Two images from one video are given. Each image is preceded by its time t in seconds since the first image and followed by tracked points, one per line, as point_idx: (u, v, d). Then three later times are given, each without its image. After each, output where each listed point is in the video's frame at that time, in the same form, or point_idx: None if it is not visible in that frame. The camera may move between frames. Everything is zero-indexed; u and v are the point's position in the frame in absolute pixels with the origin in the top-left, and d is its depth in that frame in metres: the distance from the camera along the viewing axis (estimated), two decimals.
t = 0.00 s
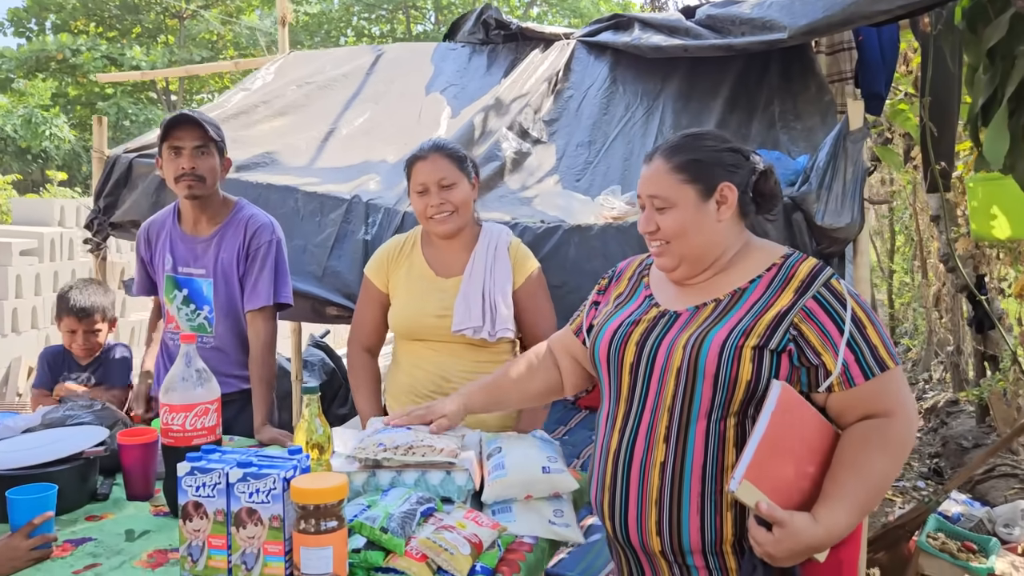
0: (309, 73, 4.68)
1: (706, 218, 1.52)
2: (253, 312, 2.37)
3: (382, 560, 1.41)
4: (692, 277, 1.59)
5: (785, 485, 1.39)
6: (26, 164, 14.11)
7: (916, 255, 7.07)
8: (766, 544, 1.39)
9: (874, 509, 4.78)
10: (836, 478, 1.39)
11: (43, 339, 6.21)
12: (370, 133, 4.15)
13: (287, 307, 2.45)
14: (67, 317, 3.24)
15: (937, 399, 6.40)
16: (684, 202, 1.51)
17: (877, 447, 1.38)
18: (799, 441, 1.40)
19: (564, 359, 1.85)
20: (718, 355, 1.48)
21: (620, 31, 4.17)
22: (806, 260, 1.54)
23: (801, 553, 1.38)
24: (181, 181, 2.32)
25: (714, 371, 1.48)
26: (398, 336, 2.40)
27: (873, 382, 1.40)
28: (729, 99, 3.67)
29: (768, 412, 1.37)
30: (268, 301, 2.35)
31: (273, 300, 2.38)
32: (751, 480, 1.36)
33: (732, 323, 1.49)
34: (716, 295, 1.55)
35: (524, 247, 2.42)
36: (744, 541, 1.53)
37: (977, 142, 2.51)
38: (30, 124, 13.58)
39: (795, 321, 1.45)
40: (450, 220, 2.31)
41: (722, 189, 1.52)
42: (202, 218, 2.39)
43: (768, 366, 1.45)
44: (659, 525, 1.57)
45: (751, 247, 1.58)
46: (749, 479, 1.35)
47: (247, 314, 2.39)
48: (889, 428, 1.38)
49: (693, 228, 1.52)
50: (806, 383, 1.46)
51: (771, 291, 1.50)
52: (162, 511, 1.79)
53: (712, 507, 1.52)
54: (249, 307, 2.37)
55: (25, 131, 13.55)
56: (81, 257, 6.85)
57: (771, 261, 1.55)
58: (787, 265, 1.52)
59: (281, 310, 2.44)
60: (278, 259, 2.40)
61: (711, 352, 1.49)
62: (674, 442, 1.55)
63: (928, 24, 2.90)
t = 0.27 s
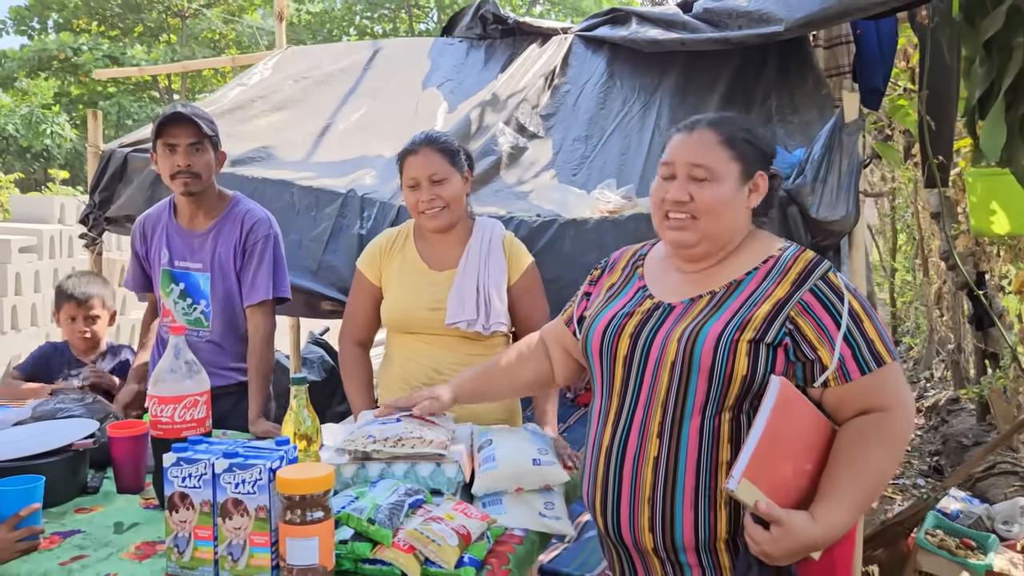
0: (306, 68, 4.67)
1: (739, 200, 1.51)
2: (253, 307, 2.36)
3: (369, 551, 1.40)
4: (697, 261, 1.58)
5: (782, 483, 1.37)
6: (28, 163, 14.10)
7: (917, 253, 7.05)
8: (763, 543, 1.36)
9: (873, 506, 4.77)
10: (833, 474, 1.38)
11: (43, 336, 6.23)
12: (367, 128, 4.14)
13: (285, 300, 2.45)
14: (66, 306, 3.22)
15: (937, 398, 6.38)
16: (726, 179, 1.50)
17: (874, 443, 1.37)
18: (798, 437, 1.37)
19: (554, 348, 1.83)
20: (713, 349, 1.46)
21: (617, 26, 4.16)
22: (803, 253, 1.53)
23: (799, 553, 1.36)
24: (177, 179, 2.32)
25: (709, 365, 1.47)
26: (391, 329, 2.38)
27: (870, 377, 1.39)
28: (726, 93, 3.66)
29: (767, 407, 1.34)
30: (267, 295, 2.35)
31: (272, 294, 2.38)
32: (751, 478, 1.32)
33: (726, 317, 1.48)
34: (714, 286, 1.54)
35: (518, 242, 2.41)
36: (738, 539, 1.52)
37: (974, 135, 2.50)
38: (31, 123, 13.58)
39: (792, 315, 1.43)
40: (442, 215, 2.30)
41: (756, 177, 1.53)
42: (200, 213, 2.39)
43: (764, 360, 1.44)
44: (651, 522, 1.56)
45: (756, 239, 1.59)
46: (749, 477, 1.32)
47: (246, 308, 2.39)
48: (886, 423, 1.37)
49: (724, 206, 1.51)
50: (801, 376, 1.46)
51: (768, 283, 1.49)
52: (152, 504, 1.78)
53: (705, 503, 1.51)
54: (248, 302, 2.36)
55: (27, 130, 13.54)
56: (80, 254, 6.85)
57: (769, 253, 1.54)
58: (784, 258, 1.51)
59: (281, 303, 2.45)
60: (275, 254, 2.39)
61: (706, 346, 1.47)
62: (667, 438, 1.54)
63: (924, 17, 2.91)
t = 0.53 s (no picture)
0: (305, 66, 4.68)
1: (764, 209, 1.51)
2: (269, 304, 2.41)
3: (361, 548, 1.41)
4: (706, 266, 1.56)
5: (813, 484, 1.29)
6: (31, 162, 14.10)
7: (917, 250, 7.04)
8: (792, 547, 1.27)
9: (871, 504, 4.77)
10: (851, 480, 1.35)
11: (45, 335, 6.25)
12: (365, 126, 4.15)
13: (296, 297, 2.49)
14: (65, 303, 3.18)
15: (937, 396, 6.38)
16: (756, 188, 1.48)
17: (893, 452, 1.35)
18: (828, 438, 1.31)
19: (558, 346, 1.83)
20: (724, 355, 1.44)
21: (615, 24, 4.16)
22: (814, 261, 1.52)
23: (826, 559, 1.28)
24: (182, 172, 2.33)
25: (718, 370, 1.45)
26: (387, 328, 2.39)
27: (882, 387, 1.38)
28: (724, 91, 3.67)
29: (808, 403, 1.27)
30: (282, 292, 2.39)
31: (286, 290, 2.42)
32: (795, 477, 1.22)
33: (738, 323, 1.46)
34: (723, 291, 1.53)
35: (516, 242, 2.42)
36: (738, 543, 1.53)
37: (969, 133, 2.49)
38: (34, 121, 13.60)
39: (806, 323, 1.42)
40: (439, 213, 2.30)
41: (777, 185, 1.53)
42: (206, 211, 2.40)
43: (775, 367, 1.42)
44: (651, 527, 1.56)
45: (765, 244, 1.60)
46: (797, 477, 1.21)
47: (261, 307, 2.43)
48: (904, 432, 1.36)
49: (752, 214, 1.49)
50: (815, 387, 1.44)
51: (780, 290, 1.47)
52: (147, 502, 1.79)
53: (707, 509, 1.51)
54: (262, 300, 2.40)
55: (29, 129, 13.56)
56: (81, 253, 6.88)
57: (778, 260, 1.53)
58: (796, 264, 1.50)
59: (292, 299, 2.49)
60: (285, 251, 2.43)
61: (716, 352, 1.45)
62: (670, 442, 1.53)
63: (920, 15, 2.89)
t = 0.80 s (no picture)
0: (305, 67, 4.69)
1: (784, 213, 1.51)
2: (279, 308, 2.42)
3: (362, 549, 1.42)
4: (727, 268, 1.56)
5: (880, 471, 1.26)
6: (32, 160, 14.07)
7: (917, 250, 7.06)
8: (855, 526, 1.22)
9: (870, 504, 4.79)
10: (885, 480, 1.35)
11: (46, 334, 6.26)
12: (366, 127, 4.17)
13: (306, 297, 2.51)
14: (64, 308, 3.17)
15: (937, 395, 6.39)
16: (779, 189, 1.49)
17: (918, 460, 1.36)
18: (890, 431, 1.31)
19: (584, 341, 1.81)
20: (738, 369, 1.44)
21: (615, 25, 4.17)
22: (830, 274, 1.53)
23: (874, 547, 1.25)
24: (197, 178, 2.34)
25: (732, 383, 1.45)
26: (393, 329, 2.42)
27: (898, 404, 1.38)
28: (723, 93, 3.69)
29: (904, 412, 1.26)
30: (293, 294, 2.41)
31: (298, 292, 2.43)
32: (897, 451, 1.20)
33: (752, 337, 1.46)
34: (742, 300, 1.52)
35: (520, 244, 2.44)
36: (747, 554, 1.54)
37: (967, 134, 2.48)
38: (36, 120, 13.61)
39: (821, 339, 1.42)
40: (447, 216, 2.33)
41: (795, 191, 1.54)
42: (221, 214, 2.41)
43: (788, 383, 1.43)
44: (660, 537, 1.57)
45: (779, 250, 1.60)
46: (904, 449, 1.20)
47: (271, 308, 2.44)
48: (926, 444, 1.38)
49: (774, 216, 1.49)
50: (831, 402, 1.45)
51: (796, 304, 1.48)
52: (149, 502, 1.80)
53: (717, 521, 1.52)
54: (273, 300, 2.42)
55: (31, 127, 13.57)
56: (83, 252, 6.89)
57: (794, 271, 1.53)
58: (811, 278, 1.51)
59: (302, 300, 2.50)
60: (297, 252, 2.44)
61: (730, 365, 1.45)
62: (681, 454, 1.54)
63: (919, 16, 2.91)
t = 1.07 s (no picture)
0: (306, 68, 4.71)
1: (793, 226, 1.51)
2: (277, 309, 2.43)
3: (364, 549, 1.44)
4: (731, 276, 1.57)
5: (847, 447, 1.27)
6: (31, 160, 14.06)
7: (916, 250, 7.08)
8: (811, 491, 1.25)
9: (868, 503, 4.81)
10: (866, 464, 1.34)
11: (47, 334, 6.27)
12: (366, 128, 4.18)
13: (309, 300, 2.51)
14: (64, 316, 3.14)
15: (935, 395, 6.42)
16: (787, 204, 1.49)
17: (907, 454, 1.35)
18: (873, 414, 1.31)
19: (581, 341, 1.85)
20: (744, 375, 1.46)
21: (615, 26, 4.19)
22: (833, 280, 1.54)
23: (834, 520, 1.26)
24: (208, 180, 2.36)
25: (738, 389, 1.47)
26: (401, 329, 2.44)
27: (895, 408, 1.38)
28: (722, 94, 3.70)
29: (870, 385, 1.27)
30: (297, 296, 2.41)
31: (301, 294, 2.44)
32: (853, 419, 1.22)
33: (757, 343, 1.47)
34: (741, 307, 1.54)
35: (529, 246, 2.44)
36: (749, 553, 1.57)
37: (965, 137, 2.48)
38: (36, 118, 13.62)
39: (825, 346, 1.43)
40: (457, 219, 2.33)
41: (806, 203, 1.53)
42: (230, 216, 2.42)
43: (793, 389, 1.44)
44: (664, 538, 1.58)
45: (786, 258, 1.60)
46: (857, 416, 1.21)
47: (272, 310, 2.44)
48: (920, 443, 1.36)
49: (782, 230, 1.49)
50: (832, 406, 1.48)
51: (799, 311, 1.49)
52: (153, 502, 1.82)
53: (721, 522, 1.55)
54: (275, 302, 2.42)
55: (30, 126, 13.57)
56: (83, 252, 6.90)
57: (799, 278, 1.55)
58: (816, 285, 1.53)
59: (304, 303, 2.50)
60: (303, 255, 2.45)
61: (736, 371, 1.47)
62: (685, 457, 1.55)
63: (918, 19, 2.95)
